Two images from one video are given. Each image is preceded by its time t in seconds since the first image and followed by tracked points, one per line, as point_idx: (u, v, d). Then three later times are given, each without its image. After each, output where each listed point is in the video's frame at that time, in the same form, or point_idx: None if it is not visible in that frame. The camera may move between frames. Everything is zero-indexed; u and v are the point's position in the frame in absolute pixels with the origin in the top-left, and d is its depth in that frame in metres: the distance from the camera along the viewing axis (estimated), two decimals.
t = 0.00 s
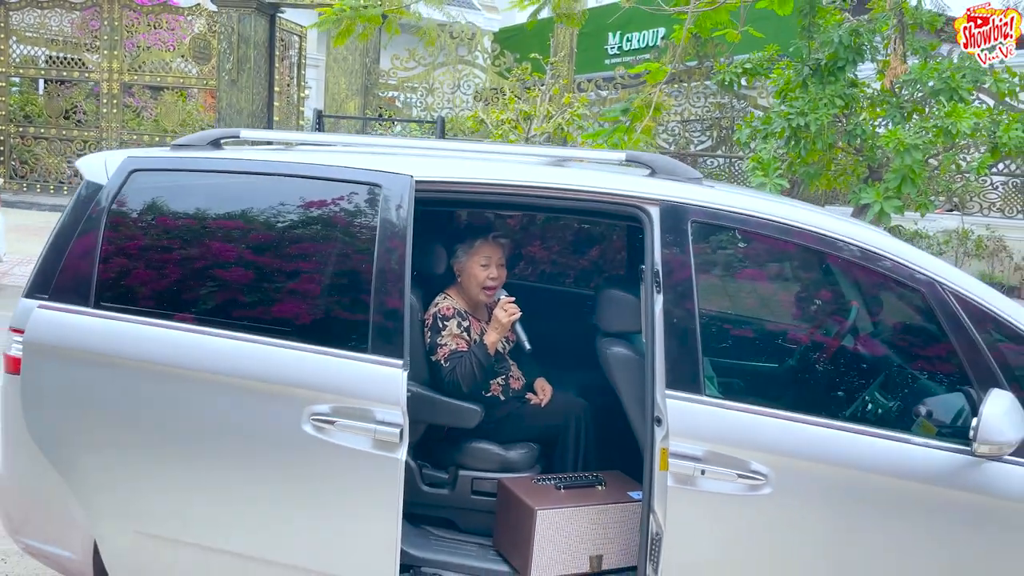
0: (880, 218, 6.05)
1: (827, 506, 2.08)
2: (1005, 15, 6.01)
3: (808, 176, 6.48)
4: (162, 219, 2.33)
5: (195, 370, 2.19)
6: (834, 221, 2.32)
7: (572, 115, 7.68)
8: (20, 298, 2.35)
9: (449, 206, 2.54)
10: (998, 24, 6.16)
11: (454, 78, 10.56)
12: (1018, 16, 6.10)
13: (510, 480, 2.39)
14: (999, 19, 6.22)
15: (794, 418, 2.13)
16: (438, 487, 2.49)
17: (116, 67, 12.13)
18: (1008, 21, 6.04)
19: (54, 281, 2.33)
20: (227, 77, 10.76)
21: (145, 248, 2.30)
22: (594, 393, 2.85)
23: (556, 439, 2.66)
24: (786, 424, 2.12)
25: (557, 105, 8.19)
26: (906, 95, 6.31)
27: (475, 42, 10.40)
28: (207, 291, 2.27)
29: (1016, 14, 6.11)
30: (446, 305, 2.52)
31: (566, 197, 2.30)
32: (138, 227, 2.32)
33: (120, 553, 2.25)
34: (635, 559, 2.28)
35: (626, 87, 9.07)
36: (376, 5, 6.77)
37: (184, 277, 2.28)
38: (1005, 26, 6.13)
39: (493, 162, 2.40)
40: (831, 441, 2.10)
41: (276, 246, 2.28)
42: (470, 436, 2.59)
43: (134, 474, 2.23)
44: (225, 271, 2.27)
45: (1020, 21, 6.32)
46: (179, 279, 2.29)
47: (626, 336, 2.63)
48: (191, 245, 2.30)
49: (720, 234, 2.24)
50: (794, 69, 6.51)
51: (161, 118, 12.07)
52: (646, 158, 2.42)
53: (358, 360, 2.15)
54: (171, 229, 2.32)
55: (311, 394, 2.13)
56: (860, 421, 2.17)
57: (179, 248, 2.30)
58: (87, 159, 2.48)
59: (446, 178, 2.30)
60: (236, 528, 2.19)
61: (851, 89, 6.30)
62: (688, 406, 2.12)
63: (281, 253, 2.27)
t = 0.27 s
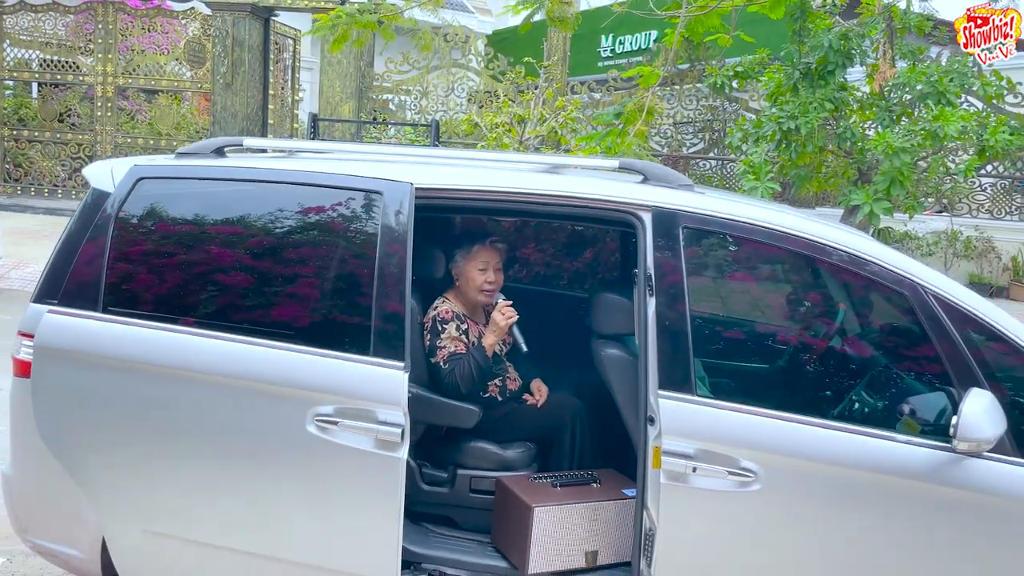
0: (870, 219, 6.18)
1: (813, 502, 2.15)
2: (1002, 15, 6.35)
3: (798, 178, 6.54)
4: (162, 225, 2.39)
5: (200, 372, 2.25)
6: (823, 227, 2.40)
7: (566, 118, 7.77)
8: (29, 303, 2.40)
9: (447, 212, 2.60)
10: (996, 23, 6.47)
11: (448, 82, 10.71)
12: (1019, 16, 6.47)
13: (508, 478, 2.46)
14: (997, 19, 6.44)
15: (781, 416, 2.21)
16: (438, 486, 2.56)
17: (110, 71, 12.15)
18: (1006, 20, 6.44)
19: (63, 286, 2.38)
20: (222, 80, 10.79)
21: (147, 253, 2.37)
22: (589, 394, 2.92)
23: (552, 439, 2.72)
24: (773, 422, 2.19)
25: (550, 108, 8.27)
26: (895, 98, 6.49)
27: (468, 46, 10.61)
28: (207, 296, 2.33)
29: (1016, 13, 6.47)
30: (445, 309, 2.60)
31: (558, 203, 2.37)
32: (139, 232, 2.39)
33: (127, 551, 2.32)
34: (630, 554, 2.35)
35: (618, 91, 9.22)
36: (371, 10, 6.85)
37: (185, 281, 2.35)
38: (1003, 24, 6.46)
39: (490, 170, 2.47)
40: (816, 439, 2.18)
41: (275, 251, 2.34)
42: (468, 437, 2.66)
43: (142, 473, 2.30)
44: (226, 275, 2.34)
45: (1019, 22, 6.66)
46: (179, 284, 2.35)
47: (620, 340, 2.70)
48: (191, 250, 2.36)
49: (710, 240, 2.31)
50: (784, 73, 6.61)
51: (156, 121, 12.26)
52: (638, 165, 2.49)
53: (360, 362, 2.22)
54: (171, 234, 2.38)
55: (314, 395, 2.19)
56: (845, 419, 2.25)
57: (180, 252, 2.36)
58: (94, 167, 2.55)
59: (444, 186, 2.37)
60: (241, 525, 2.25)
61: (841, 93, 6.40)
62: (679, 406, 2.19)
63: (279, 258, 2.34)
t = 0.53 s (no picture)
0: (860, 221, 6.26)
1: (800, 498, 2.22)
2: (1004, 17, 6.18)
3: (790, 181, 6.76)
4: (162, 230, 2.46)
5: (204, 374, 2.31)
6: (812, 232, 2.47)
7: (559, 122, 7.84)
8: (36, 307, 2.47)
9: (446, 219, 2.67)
10: (999, 23, 6.35)
11: (443, 86, 10.82)
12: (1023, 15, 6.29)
13: (506, 477, 2.53)
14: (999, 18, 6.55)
15: (769, 415, 2.28)
16: (437, 485, 2.63)
17: (105, 75, 12.19)
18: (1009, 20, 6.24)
19: (70, 291, 2.45)
20: (217, 85, 10.90)
21: (149, 258, 2.43)
22: (584, 395, 3.00)
23: (548, 439, 2.80)
24: (761, 421, 2.26)
25: (544, 113, 8.32)
26: (884, 103, 6.69)
27: (463, 50, 10.64)
28: (208, 300, 2.40)
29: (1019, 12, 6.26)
30: (444, 313, 2.68)
31: (551, 209, 2.43)
32: (141, 237, 2.45)
33: (133, 548, 2.38)
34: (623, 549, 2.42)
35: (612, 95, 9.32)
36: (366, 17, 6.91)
37: (186, 285, 2.42)
38: (1007, 24, 6.31)
39: (487, 178, 2.54)
40: (802, 436, 2.25)
41: (274, 256, 2.41)
42: (466, 437, 2.73)
43: (148, 472, 2.36)
44: (226, 280, 2.40)
45: None
46: (181, 288, 2.42)
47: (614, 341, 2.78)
48: (192, 255, 2.43)
49: (699, 244, 2.39)
50: (775, 78, 6.72)
51: (150, 125, 12.21)
52: (630, 173, 2.57)
53: (361, 363, 2.28)
54: (172, 240, 2.45)
55: (315, 396, 2.26)
56: (831, 418, 2.32)
57: (181, 257, 2.43)
58: (100, 174, 2.61)
59: (442, 193, 2.44)
60: (244, 523, 2.32)
61: (831, 97, 6.52)
62: (670, 405, 2.26)
63: (278, 263, 2.40)
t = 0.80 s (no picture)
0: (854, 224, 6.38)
1: (790, 497, 2.28)
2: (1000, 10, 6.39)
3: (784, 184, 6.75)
4: (162, 237, 2.51)
5: (209, 378, 2.37)
6: (802, 238, 2.53)
7: (555, 128, 7.91)
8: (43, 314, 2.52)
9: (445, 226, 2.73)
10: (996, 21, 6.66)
11: (439, 91, 10.92)
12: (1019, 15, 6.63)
13: (504, 478, 2.58)
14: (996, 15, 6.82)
15: (760, 417, 2.34)
16: (436, 486, 2.69)
17: (102, 81, 12.23)
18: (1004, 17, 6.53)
19: (77, 297, 2.50)
20: (213, 90, 10.94)
21: (151, 264, 2.49)
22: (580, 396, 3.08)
23: (545, 440, 2.89)
24: (752, 422, 2.32)
25: (540, 118, 8.39)
26: (876, 108, 6.85)
27: (459, 55, 10.79)
28: (209, 305, 2.46)
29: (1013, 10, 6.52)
30: (443, 318, 2.75)
31: (548, 216, 2.49)
32: (142, 244, 2.50)
33: (139, 549, 2.43)
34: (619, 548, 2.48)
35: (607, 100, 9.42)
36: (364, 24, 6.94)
37: (187, 291, 2.47)
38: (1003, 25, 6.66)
39: (485, 186, 2.60)
40: (792, 437, 2.31)
41: (273, 262, 2.47)
42: (465, 438, 2.79)
43: (153, 474, 2.41)
44: (227, 285, 2.46)
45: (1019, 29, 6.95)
46: (182, 293, 2.47)
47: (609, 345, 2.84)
48: (193, 261, 2.49)
49: (691, 250, 2.45)
50: (769, 83, 6.82)
51: (146, 130, 12.21)
52: (625, 180, 2.63)
53: (362, 367, 2.34)
54: (172, 246, 2.50)
55: (317, 399, 2.31)
56: (821, 419, 2.38)
57: (181, 263, 2.49)
58: (105, 182, 2.67)
59: (441, 201, 2.50)
60: (247, 523, 2.37)
61: (824, 102, 6.63)
62: (664, 406, 2.32)
63: (277, 268, 2.46)
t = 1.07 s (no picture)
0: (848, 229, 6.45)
1: (780, 500, 2.32)
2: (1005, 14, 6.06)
3: (777, 191, 7.02)
4: (162, 245, 2.55)
5: (211, 384, 2.41)
6: (795, 247, 2.58)
7: (551, 135, 7.98)
8: (48, 321, 2.56)
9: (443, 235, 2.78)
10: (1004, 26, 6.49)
11: (436, 98, 11.01)
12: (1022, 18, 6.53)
13: (502, 482, 2.63)
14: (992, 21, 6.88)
15: (752, 421, 2.38)
16: (435, 491, 2.73)
17: (99, 88, 12.28)
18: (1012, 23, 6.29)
19: (81, 305, 2.54)
20: (211, 97, 11.00)
21: (153, 272, 2.53)
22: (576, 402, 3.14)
23: (542, 445, 2.95)
24: (744, 426, 2.37)
25: (536, 125, 8.45)
26: (870, 115, 6.99)
27: (455, 62, 10.91)
28: (209, 312, 2.50)
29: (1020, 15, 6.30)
30: (441, 324, 2.80)
31: (544, 225, 2.54)
32: (143, 253, 2.55)
33: (143, 552, 2.46)
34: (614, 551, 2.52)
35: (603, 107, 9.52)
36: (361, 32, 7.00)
37: (187, 298, 2.52)
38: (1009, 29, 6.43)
39: (483, 195, 2.64)
40: (784, 441, 2.35)
41: (273, 270, 2.51)
42: (464, 443, 2.83)
43: (156, 478, 2.45)
44: (226, 293, 2.50)
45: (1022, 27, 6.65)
46: (183, 301, 2.52)
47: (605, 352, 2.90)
48: (194, 269, 2.53)
49: (684, 257, 2.50)
50: (763, 90, 6.90)
51: (144, 137, 12.27)
52: (621, 190, 2.68)
53: (362, 374, 2.38)
54: (172, 255, 2.54)
55: (317, 405, 2.35)
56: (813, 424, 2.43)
57: (182, 271, 2.53)
58: (110, 191, 2.71)
59: (440, 210, 2.54)
60: (248, 527, 2.41)
61: (817, 109, 6.71)
62: (658, 411, 2.37)
63: (277, 276, 2.50)
